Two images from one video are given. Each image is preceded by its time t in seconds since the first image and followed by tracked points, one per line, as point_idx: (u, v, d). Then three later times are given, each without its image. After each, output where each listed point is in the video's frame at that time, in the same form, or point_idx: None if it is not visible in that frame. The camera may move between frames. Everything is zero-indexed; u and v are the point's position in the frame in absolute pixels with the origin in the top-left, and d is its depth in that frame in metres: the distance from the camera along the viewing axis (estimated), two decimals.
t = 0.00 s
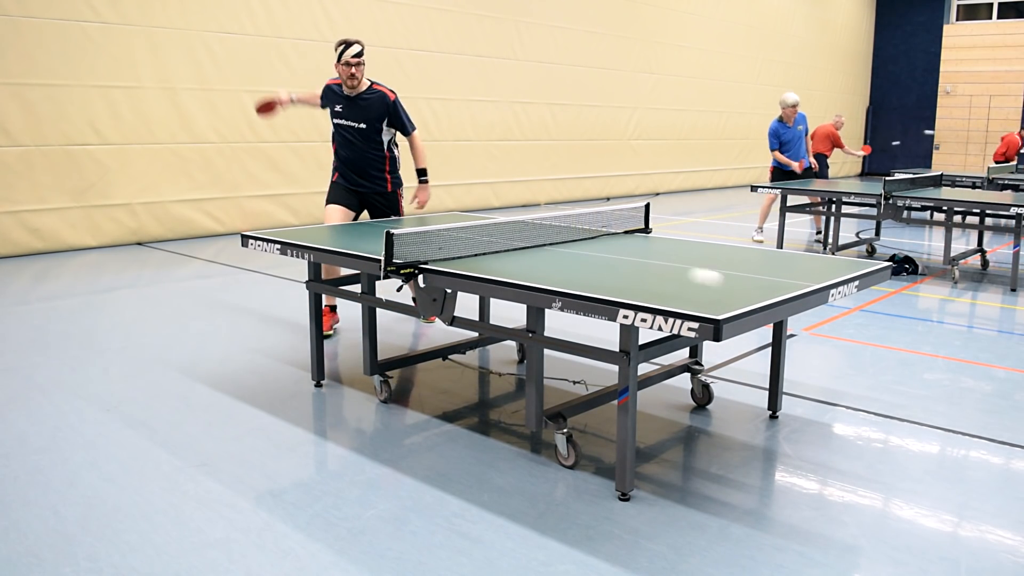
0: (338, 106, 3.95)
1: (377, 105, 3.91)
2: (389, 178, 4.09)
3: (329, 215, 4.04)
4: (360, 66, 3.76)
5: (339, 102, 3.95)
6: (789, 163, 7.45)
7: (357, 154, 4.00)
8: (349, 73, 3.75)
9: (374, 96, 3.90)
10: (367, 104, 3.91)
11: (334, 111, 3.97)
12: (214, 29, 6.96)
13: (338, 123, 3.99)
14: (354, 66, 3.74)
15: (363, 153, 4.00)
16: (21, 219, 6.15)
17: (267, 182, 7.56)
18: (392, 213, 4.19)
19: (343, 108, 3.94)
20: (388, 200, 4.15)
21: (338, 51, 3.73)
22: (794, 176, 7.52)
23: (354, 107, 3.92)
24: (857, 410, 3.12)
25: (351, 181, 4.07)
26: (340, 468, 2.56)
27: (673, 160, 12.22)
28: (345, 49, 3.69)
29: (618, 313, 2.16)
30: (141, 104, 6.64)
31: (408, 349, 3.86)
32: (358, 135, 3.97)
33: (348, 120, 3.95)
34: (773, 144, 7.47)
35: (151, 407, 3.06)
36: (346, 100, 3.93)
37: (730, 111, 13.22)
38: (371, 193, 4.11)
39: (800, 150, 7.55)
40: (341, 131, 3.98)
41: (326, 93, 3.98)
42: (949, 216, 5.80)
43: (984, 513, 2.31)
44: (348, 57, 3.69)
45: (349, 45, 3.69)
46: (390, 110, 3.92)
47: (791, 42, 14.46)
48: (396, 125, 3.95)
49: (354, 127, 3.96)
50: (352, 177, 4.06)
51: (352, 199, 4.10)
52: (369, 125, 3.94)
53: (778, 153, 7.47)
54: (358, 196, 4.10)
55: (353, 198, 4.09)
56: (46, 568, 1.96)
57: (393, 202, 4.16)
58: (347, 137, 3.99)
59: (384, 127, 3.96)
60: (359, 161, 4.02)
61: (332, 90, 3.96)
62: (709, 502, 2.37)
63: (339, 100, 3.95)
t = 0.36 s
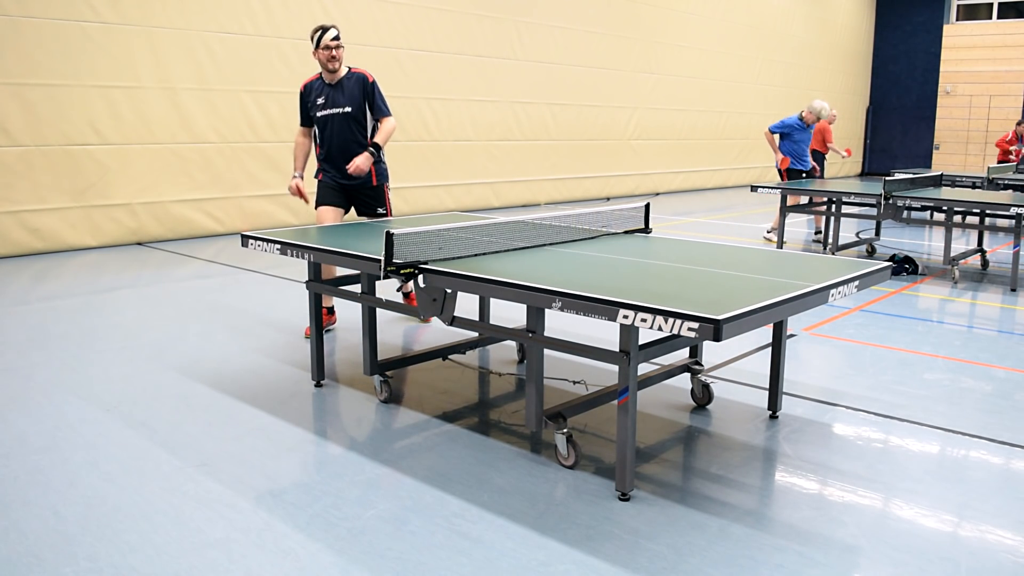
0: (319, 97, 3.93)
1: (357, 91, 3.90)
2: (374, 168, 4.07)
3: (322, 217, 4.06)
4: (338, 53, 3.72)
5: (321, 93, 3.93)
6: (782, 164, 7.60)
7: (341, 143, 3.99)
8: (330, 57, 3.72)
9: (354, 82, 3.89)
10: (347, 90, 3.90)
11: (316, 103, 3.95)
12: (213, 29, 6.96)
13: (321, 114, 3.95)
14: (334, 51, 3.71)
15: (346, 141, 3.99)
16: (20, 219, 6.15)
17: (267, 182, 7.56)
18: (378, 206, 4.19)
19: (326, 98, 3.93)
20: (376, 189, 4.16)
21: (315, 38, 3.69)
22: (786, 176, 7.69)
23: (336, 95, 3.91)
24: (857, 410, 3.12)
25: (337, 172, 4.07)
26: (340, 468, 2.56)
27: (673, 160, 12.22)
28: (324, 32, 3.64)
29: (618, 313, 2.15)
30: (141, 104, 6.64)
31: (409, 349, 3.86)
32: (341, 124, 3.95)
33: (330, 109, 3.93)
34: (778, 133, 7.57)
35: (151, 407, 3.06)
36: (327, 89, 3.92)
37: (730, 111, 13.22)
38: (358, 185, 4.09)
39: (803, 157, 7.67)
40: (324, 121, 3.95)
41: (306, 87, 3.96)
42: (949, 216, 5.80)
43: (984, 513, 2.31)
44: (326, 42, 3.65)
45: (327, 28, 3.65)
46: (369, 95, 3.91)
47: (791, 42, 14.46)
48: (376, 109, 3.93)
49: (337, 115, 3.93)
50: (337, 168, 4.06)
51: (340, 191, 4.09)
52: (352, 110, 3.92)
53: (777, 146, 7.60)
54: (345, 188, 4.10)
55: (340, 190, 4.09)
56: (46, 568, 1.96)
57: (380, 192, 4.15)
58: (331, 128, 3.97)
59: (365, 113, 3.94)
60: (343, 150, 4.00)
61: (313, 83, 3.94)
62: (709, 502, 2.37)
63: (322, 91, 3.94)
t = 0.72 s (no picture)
0: (336, 90, 3.97)
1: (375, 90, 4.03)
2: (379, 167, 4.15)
3: (324, 218, 4.07)
4: (358, 49, 3.84)
5: (339, 86, 3.97)
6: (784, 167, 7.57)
7: (354, 138, 4.02)
8: (353, 52, 3.83)
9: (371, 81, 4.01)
10: (366, 88, 4.00)
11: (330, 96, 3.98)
12: (214, 29, 6.96)
13: (337, 107, 3.98)
14: (354, 47, 3.83)
15: (360, 138, 4.02)
16: (21, 219, 6.15)
17: (267, 182, 7.56)
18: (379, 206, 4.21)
19: (344, 93, 3.97)
20: (377, 190, 4.19)
21: (337, 33, 3.79)
22: (786, 179, 7.66)
23: (354, 91, 3.98)
24: (857, 410, 3.12)
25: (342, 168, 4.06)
26: (340, 468, 2.56)
27: (673, 160, 12.23)
28: (350, 27, 3.76)
29: (618, 313, 2.15)
30: (141, 105, 6.64)
31: (408, 349, 3.86)
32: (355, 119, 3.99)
33: (347, 103, 3.97)
34: (777, 135, 7.55)
35: (151, 407, 3.06)
36: (344, 84, 3.98)
37: (730, 111, 13.22)
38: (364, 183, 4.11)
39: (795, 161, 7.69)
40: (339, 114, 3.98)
41: (320, 79, 3.98)
42: (949, 216, 5.80)
43: (984, 513, 2.31)
44: (349, 36, 3.77)
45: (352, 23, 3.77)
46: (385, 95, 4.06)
47: (791, 42, 14.46)
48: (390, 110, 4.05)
49: (353, 109, 3.98)
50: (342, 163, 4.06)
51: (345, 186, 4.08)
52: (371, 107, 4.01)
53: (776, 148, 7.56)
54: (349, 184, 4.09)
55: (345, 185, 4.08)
56: (46, 568, 1.96)
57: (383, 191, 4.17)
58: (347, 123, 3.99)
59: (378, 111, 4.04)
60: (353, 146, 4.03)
61: (328, 76, 3.98)
62: (709, 502, 2.37)
63: (338, 86, 3.98)
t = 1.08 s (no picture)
0: (327, 90, 3.97)
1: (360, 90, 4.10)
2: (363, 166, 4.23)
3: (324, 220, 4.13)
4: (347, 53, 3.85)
5: (328, 85, 3.98)
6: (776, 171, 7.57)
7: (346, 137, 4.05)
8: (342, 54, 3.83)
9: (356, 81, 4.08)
10: (353, 88, 4.06)
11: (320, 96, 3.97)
12: (214, 29, 6.97)
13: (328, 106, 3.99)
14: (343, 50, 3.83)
15: (350, 137, 4.07)
16: (21, 219, 6.15)
17: (267, 182, 7.56)
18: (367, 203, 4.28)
19: (334, 92, 3.99)
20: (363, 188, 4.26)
21: (327, 34, 3.78)
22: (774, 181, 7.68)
23: (342, 91, 4.02)
24: (857, 410, 3.12)
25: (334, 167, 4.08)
26: (340, 468, 2.56)
27: (673, 160, 12.23)
28: (341, 29, 3.75)
29: (618, 313, 2.15)
30: (141, 104, 6.64)
31: (408, 349, 3.86)
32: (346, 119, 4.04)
33: (337, 103, 4.01)
34: (776, 138, 7.55)
35: (151, 407, 3.06)
36: (332, 84, 4.00)
37: (730, 111, 13.23)
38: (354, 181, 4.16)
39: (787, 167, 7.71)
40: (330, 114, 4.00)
41: (309, 80, 3.95)
42: (949, 216, 5.80)
43: (984, 513, 2.31)
44: (340, 39, 3.76)
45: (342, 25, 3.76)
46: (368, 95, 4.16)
47: (791, 41, 14.46)
48: (373, 110, 4.16)
49: (343, 109, 4.03)
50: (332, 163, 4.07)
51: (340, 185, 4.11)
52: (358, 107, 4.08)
53: (773, 149, 7.58)
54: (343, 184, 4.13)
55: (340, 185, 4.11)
56: (46, 568, 1.96)
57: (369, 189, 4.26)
58: (339, 122, 4.02)
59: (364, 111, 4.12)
60: (345, 145, 4.06)
61: (315, 76, 3.96)
62: (709, 502, 2.37)
63: (328, 85, 3.99)
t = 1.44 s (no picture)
0: (306, 90, 4.04)
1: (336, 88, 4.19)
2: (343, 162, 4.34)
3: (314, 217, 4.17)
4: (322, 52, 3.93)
5: (308, 87, 4.05)
6: (773, 172, 7.63)
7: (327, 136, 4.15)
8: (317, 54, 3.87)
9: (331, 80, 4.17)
10: (329, 87, 4.15)
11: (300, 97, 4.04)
12: (214, 29, 6.97)
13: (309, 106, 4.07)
14: (319, 50, 3.90)
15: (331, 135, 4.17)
16: (21, 219, 6.15)
17: (267, 182, 7.56)
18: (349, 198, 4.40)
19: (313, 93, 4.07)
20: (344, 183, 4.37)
21: (302, 35, 3.82)
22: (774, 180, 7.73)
23: (322, 90, 4.10)
24: (857, 410, 3.12)
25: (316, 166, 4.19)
26: (340, 469, 2.56)
27: (673, 160, 12.23)
28: (313, 29, 3.81)
29: (618, 313, 2.15)
30: (141, 104, 6.64)
31: (408, 349, 3.86)
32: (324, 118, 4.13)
33: (316, 102, 4.09)
34: (772, 139, 7.56)
35: (151, 407, 3.06)
36: (309, 83, 4.07)
37: (730, 111, 13.23)
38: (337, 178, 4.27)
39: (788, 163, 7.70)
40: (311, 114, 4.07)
41: (288, 81, 4.00)
42: (949, 216, 5.80)
43: (985, 513, 2.31)
44: (313, 39, 3.82)
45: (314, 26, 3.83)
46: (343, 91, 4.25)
47: (791, 41, 14.46)
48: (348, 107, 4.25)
49: (324, 107, 4.11)
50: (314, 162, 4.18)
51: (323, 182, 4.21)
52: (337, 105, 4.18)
53: (770, 151, 7.60)
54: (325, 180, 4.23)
55: (321, 183, 4.19)
56: (47, 568, 1.96)
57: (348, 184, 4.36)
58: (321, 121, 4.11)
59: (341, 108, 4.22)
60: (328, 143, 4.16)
61: (294, 78, 4.02)
62: (709, 502, 2.37)
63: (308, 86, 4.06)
